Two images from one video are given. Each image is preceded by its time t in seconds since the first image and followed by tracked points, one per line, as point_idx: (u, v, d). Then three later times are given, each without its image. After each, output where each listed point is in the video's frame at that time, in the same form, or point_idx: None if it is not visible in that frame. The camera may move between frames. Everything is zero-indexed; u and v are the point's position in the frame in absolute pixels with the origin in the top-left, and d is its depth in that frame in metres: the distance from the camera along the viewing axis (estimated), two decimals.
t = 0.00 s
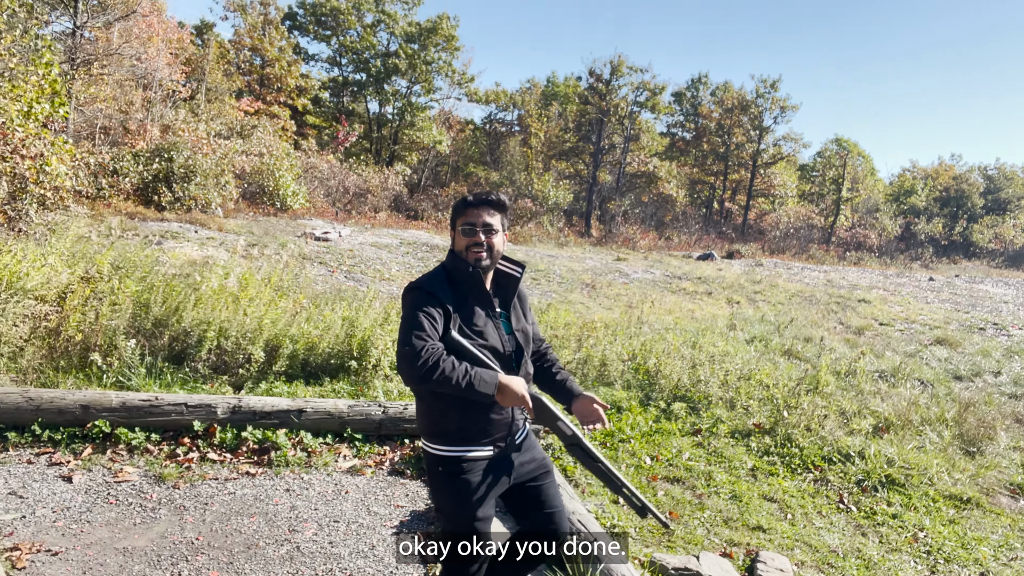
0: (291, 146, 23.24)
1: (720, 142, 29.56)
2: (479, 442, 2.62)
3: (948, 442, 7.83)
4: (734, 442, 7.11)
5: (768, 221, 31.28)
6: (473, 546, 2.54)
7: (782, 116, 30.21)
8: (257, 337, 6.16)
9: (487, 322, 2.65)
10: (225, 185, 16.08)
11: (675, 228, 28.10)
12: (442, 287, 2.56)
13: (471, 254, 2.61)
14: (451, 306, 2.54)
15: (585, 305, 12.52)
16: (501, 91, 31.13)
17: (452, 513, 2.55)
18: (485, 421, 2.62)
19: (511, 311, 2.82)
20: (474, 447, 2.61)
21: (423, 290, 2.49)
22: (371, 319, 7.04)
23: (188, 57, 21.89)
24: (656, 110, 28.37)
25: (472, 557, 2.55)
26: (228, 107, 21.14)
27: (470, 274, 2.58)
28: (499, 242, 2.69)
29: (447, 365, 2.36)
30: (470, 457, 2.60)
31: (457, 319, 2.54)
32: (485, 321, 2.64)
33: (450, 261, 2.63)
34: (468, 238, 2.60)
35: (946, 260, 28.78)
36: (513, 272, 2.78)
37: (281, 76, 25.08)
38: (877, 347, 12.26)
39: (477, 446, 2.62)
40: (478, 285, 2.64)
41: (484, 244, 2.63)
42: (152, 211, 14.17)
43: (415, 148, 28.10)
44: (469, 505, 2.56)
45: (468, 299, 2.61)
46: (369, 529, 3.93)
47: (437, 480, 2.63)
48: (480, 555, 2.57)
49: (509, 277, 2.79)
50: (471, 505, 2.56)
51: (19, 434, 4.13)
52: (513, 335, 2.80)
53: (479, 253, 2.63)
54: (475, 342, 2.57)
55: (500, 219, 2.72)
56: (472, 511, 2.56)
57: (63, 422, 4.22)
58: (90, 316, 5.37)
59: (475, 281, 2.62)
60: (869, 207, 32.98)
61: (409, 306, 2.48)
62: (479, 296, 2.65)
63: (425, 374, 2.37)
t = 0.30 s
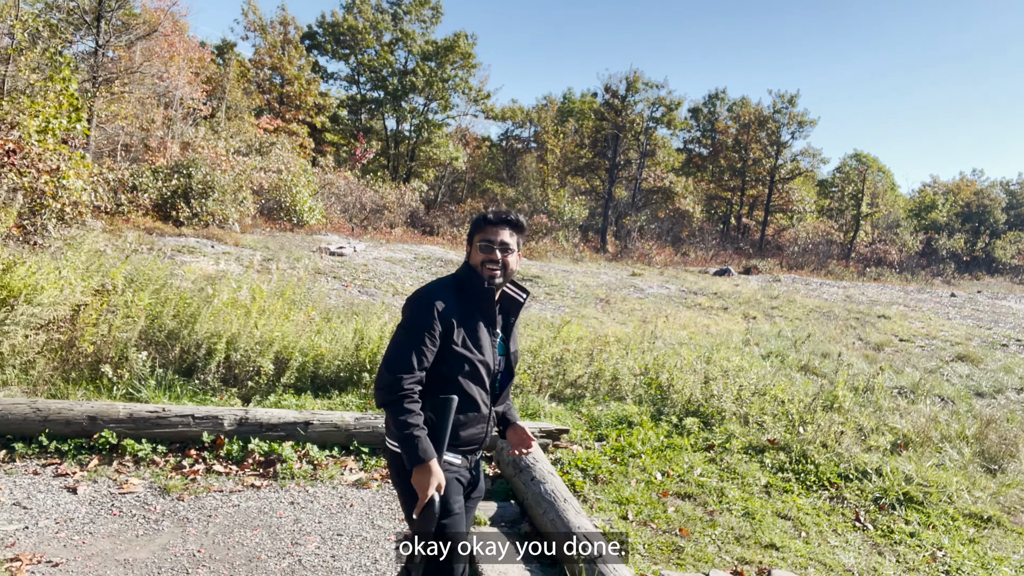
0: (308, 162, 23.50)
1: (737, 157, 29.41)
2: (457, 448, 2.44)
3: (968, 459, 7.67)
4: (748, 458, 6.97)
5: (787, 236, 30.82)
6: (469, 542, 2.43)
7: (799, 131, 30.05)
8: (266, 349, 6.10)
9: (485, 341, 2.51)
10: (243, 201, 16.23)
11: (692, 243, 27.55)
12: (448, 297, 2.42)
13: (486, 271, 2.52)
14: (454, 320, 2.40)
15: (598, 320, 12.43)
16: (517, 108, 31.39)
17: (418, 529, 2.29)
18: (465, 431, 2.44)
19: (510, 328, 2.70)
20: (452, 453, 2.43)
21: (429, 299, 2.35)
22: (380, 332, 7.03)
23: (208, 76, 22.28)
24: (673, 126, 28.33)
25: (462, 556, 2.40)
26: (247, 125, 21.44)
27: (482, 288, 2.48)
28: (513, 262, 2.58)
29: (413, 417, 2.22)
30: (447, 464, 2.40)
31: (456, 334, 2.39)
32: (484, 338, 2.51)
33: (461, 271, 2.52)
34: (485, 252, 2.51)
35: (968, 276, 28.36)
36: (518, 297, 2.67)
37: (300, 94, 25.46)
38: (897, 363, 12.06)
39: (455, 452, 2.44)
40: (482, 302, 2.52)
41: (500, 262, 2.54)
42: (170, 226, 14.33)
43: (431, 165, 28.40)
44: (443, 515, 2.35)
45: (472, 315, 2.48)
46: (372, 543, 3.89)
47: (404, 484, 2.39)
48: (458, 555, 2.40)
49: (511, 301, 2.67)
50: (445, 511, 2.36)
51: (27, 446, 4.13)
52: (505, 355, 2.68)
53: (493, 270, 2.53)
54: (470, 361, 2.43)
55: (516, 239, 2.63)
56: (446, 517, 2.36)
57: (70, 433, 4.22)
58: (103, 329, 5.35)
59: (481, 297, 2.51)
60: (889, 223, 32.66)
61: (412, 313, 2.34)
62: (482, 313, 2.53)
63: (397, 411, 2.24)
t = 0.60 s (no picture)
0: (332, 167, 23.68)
1: (762, 154, 28.97)
2: (444, 431, 2.36)
3: (1004, 459, 7.41)
4: (774, 459, 6.82)
5: (814, 234, 30.22)
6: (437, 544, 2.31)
7: (826, 126, 29.44)
8: (286, 350, 6.03)
9: (478, 326, 2.42)
10: (267, 206, 16.35)
11: (717, 242, 27.06)
12: (440, 278, 2.38)
13: (489, 254, 2.45)
14: (442, 299, 2.35)
15: (621, 320, 12.28)
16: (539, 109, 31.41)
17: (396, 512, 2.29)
18: (452, 414, 2.36)
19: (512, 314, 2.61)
20: (438, 435, 2.35)
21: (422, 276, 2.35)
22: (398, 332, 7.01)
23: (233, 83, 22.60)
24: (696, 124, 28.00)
25: (409, 555, 2.31)
26: (271, 131, 21.67)
27: (480, 271, 2.42)
28: (518, 249, 2.49)
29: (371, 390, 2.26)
30: (428, 446, 2.33)
31: (443, 314, 2.34)
32: (478, 322, 2.42)
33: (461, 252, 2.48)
34: (488, 236, 2.44)
35: (1003, 272, 27.58)
36: (521, 286, 2.61)
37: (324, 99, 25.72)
38: (928, 361, 11.75)
39: (441, 435, 2.36)
40: (477, 285, 2.44)
41: (505, 248, 2.45)
42: (196, 231, 14.52)
43: (454, 167, 28.55)
44: (419, 496, 2.30)
45: (465, 298, 2.41)
46: (388, 545, 3.85)
47: (389, 458, 2.36)
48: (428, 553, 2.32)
49: (517, 289, 2.60)
50: (421, 494, 2.30)
51: (48, 448, 4.16)
52: (505, 343, 2.59)
53: (497, 255, 2.46)
54: (457, 345, 2.35)
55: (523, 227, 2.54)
56: (426, 501, 2.30)
57: (91, 436, 4.24)
58: (124, 332, 5.37)
59: (477, 279, 2.44)
60: (919, 219, 31.92)
61: (405, 287, 2.35)
62: (478, 297, 2.45)
63: (363, 383, 2.29)
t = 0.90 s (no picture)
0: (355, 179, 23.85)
1: (788, 158, 28.51)
2: (425, 441, 2.20)
3: None
4: (810, 468, 6.56)
5: (843, 238, 29.57)
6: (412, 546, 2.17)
7: (854, 129, 28.82)
8: (308, 360, 5.94)
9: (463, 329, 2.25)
10: (291, 218, 16.46)
11: (743, 248, 26.58)
12: (424, 279, 2.28)
13: (480, 252, 2.33)
14: (422, 299, 2.24)
15: (646, 328, 12.05)
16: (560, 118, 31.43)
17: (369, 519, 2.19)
18: (430, 421, 2.19)
19: (512, 317, 2.40)
20: (417, 444, 2.20)
21: (406, 275, 2.29)
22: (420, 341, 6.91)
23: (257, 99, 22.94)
24: (720, 129, 27.66)
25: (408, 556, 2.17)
26: (295, 144, 21.92)
27: (466, 268, 2.29)
28: (513, 244, 2.36)
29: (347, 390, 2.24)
30: (407, 455, 2.19)
31: (422, 313, 2.23)
32: (462, 325, 2.25)
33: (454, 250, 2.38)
34: (477, 233, 2.33)
35: None
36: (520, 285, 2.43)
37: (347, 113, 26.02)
38: (967, 366, 11.32)
39: (421, 445, 2.20)
40: (464, 285, 2.30)
41: (496, 243, 2.32)
42: (221, 244, 14.66)
43: (476, 178, 28.61)
44: (390, 506, 2.16)
45: (450, 299, 2.27)
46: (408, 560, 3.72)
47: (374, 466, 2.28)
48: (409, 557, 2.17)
49: (517, 291, 2.42)
50: (395, 505, 2.16)
51: (68, 462, 4.13)
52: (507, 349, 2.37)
53: (491, 253, 2.32)
54: (435, 348, 2.21)
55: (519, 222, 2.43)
56: (401, 511, 2.15)
57: (111, 449, 4.21)
58: (145, 344, 5.34)
59: (464, 278, 2.30)
60: (952, 222, 31.07)
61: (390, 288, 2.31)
62: (466, 297, 2.30)
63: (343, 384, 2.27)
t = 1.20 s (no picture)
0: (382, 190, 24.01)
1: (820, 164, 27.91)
2: (402, 470, 1.99)
3: None
4: (854, 482, 6.23)
5: (878, 244, 28.79)
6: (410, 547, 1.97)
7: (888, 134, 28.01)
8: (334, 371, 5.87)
9: (429, 346, 1.97)
10: (319, 229, 16.55)
11: (775, 255, 25.94)
12: (389, 291, 2.06)
13: (447, 257, 2.04)
14: (385, 316, 2.03)
15: (677, 336, 11.77)
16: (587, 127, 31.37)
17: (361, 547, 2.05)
18: (403, 448, 1.98)
19: (490, 325, 2.06)
20: (395, 473, 2.00)
21: (372, 290, 2.09)
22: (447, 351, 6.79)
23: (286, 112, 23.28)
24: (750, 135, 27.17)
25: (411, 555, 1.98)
26: (324, 156, 22.17)
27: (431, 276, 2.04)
28: (482, 244, 2.05)
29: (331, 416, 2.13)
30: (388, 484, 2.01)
31: (385, 330, 2.02)
32: (428, 341, 1.98)
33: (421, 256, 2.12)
34: (441, 236, 2.06)
35: None
36: (498, 290, 2.12)
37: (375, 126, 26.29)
38: (1015, 376, 10.80)
39: (400, 475, 1.99)
40: (429, 296, 2.03)
41: (463, 247, 2.03)
42: (251, 255, 14.79)
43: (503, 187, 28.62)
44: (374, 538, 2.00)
45: (414, 312, 2.02)
46: None
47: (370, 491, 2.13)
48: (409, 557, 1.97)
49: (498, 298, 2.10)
50: (379, 534, 1.99)
51: (92, 475, 4.08)
52: (489, 365, 2.03)
53: (459, 258, 2.03)
54: (403, 370, 1.98)
55: (490, 218, 2.11)
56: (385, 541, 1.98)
57: (134, 462, 4.15)
58: (171, 356, 5.32)
59: (429, 288, 2.04)
60: (993, 226, 30.05)
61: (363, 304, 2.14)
62: (432, 309, 2.02)
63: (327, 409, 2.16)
